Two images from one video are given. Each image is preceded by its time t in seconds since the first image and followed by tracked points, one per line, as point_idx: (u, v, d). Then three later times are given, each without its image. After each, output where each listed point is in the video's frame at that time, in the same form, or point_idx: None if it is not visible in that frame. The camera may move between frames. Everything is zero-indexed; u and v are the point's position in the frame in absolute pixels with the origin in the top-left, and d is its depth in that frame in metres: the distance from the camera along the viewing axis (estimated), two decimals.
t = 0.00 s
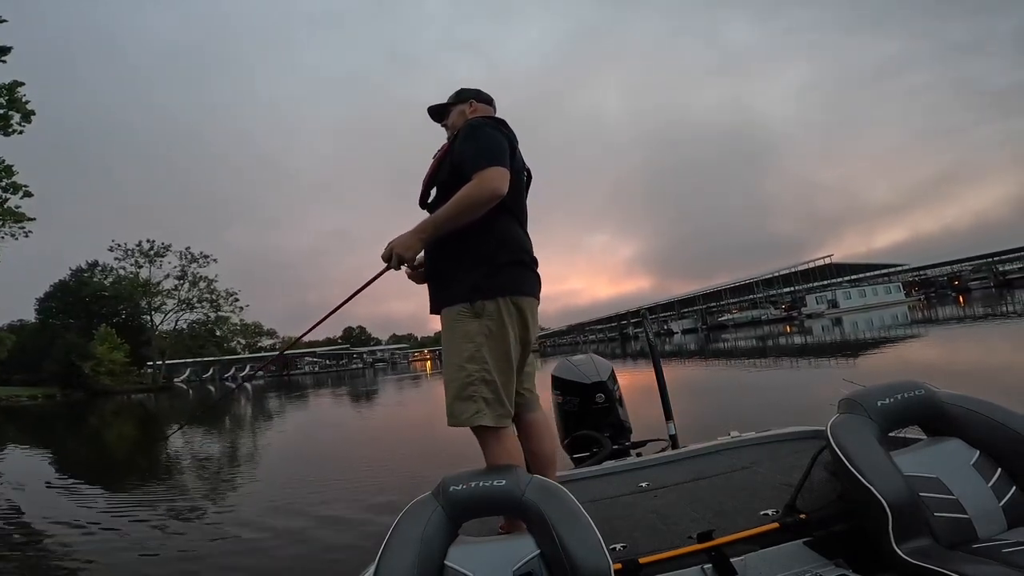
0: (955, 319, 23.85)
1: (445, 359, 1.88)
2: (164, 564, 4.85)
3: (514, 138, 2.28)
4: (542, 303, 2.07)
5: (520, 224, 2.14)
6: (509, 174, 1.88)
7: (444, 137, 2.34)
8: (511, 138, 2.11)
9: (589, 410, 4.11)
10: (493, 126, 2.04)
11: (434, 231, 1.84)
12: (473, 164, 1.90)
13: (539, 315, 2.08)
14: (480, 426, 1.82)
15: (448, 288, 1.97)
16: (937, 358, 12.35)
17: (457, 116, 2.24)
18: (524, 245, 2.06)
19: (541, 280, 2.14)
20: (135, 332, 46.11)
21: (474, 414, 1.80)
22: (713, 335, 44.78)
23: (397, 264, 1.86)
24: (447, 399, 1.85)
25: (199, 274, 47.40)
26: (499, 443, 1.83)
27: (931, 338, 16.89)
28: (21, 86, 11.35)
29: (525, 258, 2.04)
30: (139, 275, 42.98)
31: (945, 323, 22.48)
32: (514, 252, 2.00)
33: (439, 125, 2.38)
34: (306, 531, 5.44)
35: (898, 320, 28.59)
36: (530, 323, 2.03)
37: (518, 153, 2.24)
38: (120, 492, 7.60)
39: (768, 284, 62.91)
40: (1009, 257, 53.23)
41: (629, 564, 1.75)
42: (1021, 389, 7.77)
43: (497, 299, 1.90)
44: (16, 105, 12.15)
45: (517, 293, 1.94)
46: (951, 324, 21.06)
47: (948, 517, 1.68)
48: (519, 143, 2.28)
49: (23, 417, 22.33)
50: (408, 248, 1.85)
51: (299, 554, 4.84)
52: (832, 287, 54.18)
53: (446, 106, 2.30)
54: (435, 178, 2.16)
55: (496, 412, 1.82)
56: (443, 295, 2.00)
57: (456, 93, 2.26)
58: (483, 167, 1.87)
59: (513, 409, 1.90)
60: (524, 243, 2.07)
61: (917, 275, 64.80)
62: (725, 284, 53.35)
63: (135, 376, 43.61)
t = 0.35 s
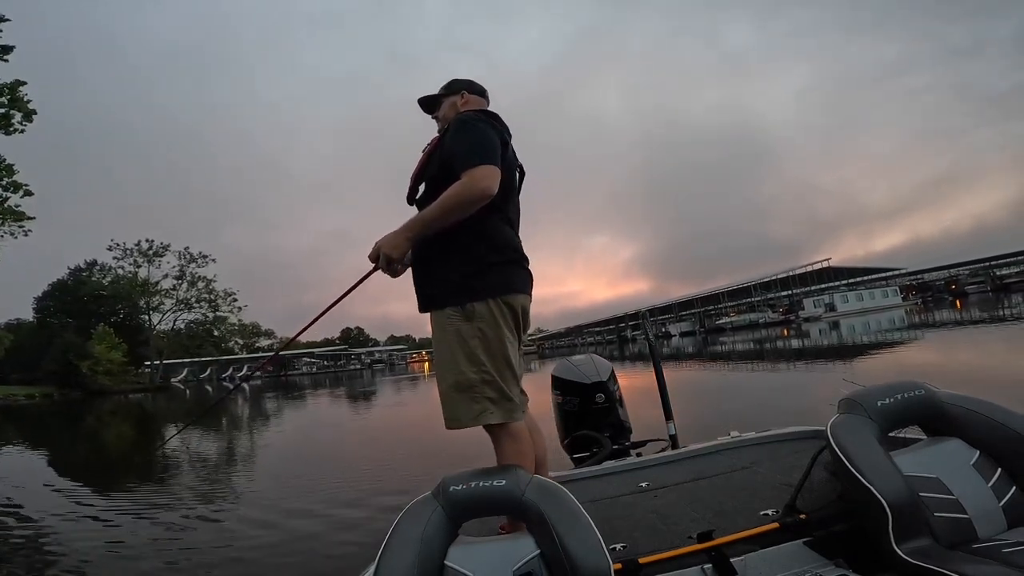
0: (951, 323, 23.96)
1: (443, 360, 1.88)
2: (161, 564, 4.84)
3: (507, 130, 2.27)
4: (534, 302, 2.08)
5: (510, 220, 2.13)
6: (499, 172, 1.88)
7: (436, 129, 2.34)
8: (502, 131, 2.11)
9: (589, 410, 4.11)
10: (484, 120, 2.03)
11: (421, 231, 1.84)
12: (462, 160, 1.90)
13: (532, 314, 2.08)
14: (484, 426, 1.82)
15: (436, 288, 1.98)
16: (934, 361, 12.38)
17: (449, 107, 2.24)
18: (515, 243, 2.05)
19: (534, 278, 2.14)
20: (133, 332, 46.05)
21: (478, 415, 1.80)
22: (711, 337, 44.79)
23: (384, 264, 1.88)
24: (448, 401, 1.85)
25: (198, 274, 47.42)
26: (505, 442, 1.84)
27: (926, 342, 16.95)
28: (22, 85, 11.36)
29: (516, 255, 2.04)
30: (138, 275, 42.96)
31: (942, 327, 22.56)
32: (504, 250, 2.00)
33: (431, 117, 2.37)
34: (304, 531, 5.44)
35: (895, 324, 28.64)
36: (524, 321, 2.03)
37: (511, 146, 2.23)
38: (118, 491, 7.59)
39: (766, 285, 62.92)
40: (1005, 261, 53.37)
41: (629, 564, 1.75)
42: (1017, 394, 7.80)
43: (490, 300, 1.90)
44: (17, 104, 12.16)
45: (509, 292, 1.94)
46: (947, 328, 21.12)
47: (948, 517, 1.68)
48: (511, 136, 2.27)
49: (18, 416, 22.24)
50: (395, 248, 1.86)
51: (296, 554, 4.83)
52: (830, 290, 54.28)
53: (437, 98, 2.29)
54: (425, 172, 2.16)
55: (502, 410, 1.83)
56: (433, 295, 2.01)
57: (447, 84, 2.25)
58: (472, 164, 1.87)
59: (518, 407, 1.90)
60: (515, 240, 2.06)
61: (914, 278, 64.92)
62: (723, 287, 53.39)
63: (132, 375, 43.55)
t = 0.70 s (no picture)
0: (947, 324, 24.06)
1: (439, 362, 1.88)
2: (156, 564, 4.83)
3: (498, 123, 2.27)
4: (529, 299, 2.08)
5: (502, 217, 2.13)
6: (486, 168, 1.88)
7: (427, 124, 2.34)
8: (492, 126, 2.10)
9: (590, 410, 4.10)
10: (473, 115, 2.03)
11: (408, 232, 1.85)
12: (449, 157, 1.90)
13: (528, 312, 2.08)
14: (484, 427, 1.82)
15: (429, 289, 1.97)
16: (929, 362, 12.43)
17: (438, 102, 2.24)
18: (507, 241, 2.05)
19: (529, 276, 2.13)
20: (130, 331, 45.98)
21: (477, 417, 1.80)
22: (709, 338, 44.80)
23: (373, 266, 1.88)
24: (446, 403, 1.85)
25: (196, 273, 47.41)
26: (504, 443, 1.84)
27: (922, 343, 17.03)
28: (22, 84, 11.34)
29: (509, 254, 2.03)
30: (136, 274, 42.91)
31: (937, 328, 22.64)
32: (495, 249, 2.00)
33: (421, 113, 2.38)
34: (302, 531, 5.42)
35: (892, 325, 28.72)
36: (520, 321, 2.03)
37: (502, 138, 2.23)
38: (116, 491, 7.56)
39: (763, 286, 62.94)
40: (1002, 263, 53.52)
41: (630, 564, 1.75)
42: (1010, 395, 7.83)
43: (485, 301, 1.90)
44: (17, 103, 12.14)
45: (503, 291, 1.93)
46: (943, 329, 21.21)
47: (948, 516, 1.68)
48: (502, 129, 2.27)
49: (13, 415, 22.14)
50: (382, 249, 1.86)
51: (295, 555, 4.83)
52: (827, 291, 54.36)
53: (427, 92, 2.30)
54: (415, 170, 2.17)
55: (502, 411, 1.83)
56: (425, 297, 2.00)
57: (436, 79, 2.26)
58: (459, 162, 1.87)
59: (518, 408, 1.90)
60: (507, 238, 2.06)
61: (910, 280, 65.05)
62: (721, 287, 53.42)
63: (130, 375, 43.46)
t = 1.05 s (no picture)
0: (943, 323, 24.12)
1: (440, 363, 1.88)
2: (154, 564, 4.82)
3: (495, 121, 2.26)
4: (531, 300, 2.07)
5: (502, 217, 2.13)
6: (485, 167, 1.87)
7: (423, 121, 2.33)
8: (489, 124, 2.10)
9: (589, 410, 4.10)
10: (470, 113, 2.02)
11: (406, 233, 1.85)
12: (447, 156, 1.89)
13: (530, 312, 2.07)
14: (485, 429, 1.82)
15: (429, 290, 1.97)
16: (925, 361, 12.45)
17: (435, 99, 2.23)
18: (507, 241, 2.05)
19: (529, 276, 2.13)
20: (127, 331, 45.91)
21: (478, 419, 1.80)
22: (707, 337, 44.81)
23: (372, 267, 1.88)
24: (447, 405, 1.85)
25: (193, 272, 47.40)
26: (505, 443, 1.84)
27: (918, 342, 17.06)
28: (19, 83, 11.33)
29: (509, 254, 2.03)
30: (133, 273, 42.88)
31: (933, 327, 22.67)
32: (495, 249, 2.00)
33: (418, 110, 2.37)
34: (300, 531, 5.42)
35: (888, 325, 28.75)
36: (521, 321, 2.03)
37: (500, 137, 2.22)
38: (113, 491, 7.54)
39: (761, 285, 62.96)
40: (997, 263, 53.63)
41: (629, 564, 1.75)
42: (1006, 394, 7.85)
43: (486, 302, 1.90)
44: (15, 102, 12.13)
45: (503, 292, 1.93)
46: (938, 328, 21.25)
47: (948, 516, 1.68)
48: (499, 126, 2.26)
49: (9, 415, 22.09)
50: (382, 250, 1.86)
51: (293, 554, 4.82)
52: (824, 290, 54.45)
53: (423, 89, 2.29)
54: (412, 169, 2.16)
55: (503, 412, 1.83)
56: (425, 298, 2.00)
57: (433, 75, 2.25)
58: (458, 161, 1.86)
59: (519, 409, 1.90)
60: (506, 238, 2.06)
61: (907, 280, 65.15)
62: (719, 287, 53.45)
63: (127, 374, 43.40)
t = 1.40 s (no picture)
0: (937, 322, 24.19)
1: (440, 364, 1.88)
2: (152, 563, 4.83)
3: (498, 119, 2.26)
4: (532, 300, 2.07)
5: (504, 216, 2.13)
6: (488, 167, 1.87)
7: (426, 118, 2.33)
8: (494, 122, 2.10)
9: (589, 410, 4.10)
10: (475, 112, 2.02)
11: (407, 231, 1.85)
12: (450, 155, 1.89)
13: (531, 312, 2.07)
14: (485, 429, 1.82)
15: (430, 290, 1.97)
16: (919, 360, 12.48)
17: (440, 95, 2.23)
18: (508, 241, 2.05)
19: (530, 277, 2.13)
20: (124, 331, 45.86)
21: (478, 419, 1.80)
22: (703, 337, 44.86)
23: (372, 265, 1.88)
24: (447, 405, 1.84)
25: (191, 272, 47.43)
26: (505, 444, 1.84)
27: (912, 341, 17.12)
28: (16, 83, 11.32)
29: (511, 254, 2.03)
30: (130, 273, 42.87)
31: (928, 326, 22.72)
32: (497, 249, 2.00)
33: (422, 106, 2.36)
34: (299, 531, 5.42)
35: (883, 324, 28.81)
36: (522, 321, 2.03)
37: (503, 135, 2.22)
38: (111, 491, 7.53)
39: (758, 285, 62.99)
40: (993, 262, 53.75)
41: (629, 564, 1.75)
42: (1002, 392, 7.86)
43: (487, 303, 1.89)
44: (13, 102, 12.12)
45: (504, 292, 1.93)
46: (932, 328, 21.32)
47: (949, 517, 1.68)
48: (503, 125, 2.26)
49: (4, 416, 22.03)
50: (382, 248, 1.86)
51: (291, 554, 4.82)
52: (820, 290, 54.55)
53: (428, 85, 2.28)
54: (414, 166, 2.16)
55: (504, 413, 1.83)
56: (426, 297, 2.00)
57: (438, 71, 2.24)
58: (462, 160, 1.86)
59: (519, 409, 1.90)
60: (508, 238, 2.05)
61: (902, 279, 65.26)
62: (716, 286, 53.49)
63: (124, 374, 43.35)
